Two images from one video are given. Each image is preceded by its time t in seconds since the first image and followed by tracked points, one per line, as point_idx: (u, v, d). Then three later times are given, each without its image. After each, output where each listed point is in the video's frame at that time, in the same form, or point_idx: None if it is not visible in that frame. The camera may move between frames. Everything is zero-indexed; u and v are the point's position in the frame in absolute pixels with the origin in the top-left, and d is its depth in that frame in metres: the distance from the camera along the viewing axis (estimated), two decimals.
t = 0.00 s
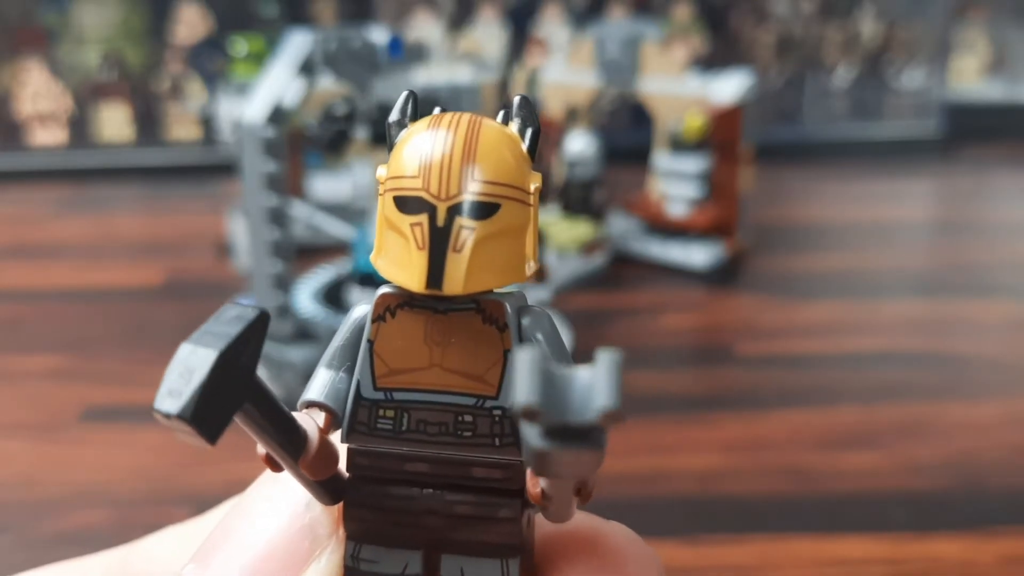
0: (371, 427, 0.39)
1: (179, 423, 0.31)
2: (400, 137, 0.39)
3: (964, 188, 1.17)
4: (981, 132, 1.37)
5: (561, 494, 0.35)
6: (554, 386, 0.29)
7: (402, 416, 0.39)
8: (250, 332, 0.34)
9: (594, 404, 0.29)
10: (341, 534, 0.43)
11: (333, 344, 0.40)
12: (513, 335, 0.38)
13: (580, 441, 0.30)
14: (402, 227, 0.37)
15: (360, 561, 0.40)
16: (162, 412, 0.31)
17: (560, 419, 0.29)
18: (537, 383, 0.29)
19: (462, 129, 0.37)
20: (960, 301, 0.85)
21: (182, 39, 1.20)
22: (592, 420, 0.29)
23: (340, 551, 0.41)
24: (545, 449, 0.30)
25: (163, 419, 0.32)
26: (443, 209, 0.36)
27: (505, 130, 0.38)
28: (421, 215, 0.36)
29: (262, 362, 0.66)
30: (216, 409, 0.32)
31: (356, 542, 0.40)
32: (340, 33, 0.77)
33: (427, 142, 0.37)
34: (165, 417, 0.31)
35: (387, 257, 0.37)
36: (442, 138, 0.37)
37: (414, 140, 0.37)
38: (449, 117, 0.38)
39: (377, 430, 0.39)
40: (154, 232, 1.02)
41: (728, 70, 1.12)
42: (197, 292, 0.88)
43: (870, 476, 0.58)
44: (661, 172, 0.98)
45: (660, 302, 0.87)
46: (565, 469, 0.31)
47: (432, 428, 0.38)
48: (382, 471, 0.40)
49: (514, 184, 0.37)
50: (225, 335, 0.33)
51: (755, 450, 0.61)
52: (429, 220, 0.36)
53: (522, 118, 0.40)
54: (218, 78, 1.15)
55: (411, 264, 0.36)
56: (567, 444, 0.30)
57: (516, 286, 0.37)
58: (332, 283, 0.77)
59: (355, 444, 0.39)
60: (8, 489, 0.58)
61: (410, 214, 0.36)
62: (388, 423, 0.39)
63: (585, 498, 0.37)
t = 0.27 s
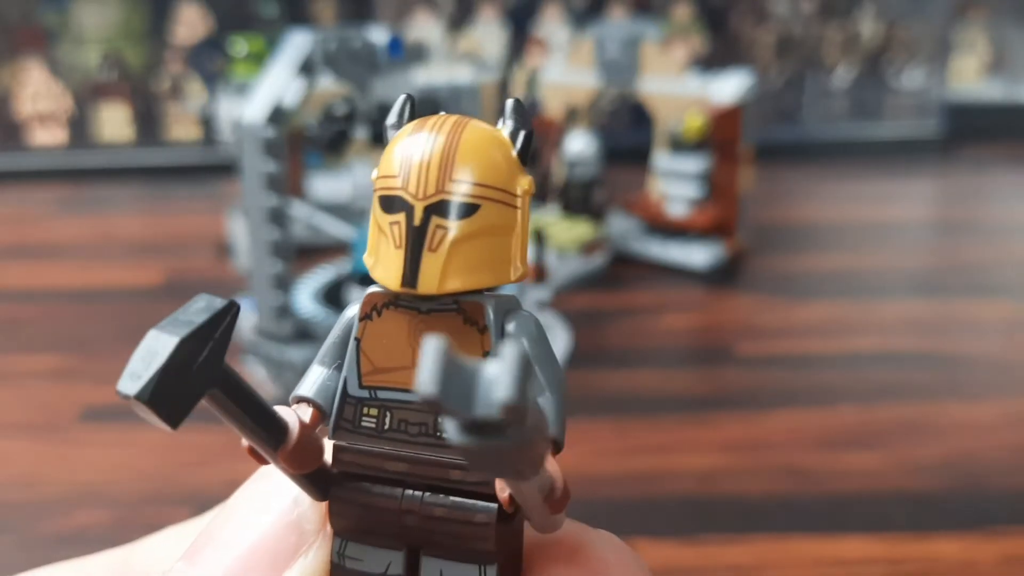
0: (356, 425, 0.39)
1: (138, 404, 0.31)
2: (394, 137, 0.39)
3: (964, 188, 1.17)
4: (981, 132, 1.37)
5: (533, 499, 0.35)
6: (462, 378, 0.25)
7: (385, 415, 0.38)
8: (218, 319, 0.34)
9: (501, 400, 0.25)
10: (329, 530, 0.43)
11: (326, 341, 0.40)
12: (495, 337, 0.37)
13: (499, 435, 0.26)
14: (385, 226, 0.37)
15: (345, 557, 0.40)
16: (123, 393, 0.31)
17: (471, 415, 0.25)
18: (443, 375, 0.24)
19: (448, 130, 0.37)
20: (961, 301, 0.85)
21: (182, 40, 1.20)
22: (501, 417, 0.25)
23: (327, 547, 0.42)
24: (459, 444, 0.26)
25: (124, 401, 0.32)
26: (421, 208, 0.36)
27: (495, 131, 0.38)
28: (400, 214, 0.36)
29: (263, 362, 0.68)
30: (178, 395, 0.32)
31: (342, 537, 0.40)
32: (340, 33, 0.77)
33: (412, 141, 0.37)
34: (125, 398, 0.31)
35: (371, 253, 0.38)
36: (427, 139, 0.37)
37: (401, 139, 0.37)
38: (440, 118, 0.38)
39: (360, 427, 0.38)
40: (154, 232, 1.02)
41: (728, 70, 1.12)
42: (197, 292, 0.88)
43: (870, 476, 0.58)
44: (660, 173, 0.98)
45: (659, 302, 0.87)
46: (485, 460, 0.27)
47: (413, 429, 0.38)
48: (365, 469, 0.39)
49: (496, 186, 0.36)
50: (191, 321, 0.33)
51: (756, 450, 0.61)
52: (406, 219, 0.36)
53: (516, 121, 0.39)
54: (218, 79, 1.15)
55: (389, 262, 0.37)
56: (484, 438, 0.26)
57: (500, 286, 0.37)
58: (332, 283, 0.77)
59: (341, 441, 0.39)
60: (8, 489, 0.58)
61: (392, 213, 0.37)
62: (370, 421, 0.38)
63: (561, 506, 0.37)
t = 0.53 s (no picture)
0: (371, 434, 0.39)
1: (172, 418, 0.31)
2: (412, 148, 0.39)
3: (964, 188, 1.17)
4: (981, 132, 1.37)
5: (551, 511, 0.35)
6: (521, 398, 0.29)
7: (401, 425, 0.39)
8: (247, 334, 0.34)
9: (560, 420, 0.28)
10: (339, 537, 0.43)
11: (339, 350, 0.40)
12: (512, 349, 0.37)
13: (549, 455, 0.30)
14: (407, 237, 0.37)
15: (356, 565, 0.40)
16: (155, 406, 0.31)
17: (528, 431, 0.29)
18: (505, 395, 0.28)
19: (470, 142, 0.37)
20: (960, 301, 0.85)
21: (182, 39, 1.20)
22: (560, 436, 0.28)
23: (337, 554, 0.42)
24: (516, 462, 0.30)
25: (155, 415, 0.31)
26: (446, 221, 0.36)
27: (514, 143, 0.38)
28: (424, 226, 0.36)
29: (262, 361, 0.68)
30: (209, 408, 0.32)
31: (353, 545, 0.40)
32: (340, 33, 0.77)
33: (434, 154, 0.37)
34: (157, 412, 0.31)
35: (392, 265, 0.38)
36: (450, 151, 0.36)
37: (421, 152, 0.37)
38: (460, 130, 0.38)
39: (376, 436, 0.39)
40: (155, 232, 1.02)
41: (727, 70, 1.12)
42: (197, 292, 0.88)
43: (870, 476, 0.58)
44: (660, 172, 0.98)
45: (659, 302, 0.87)
46: (534, 481, 0.31)
47: (430, 438, 0.38)
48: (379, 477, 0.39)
49: (521, 199, 0.36)
50: (222, 335, 0.33)
51: (756, 450, 0.61)
52: (432, 231, 0.36)
53: (534, 133, 0.40)
54: (218, 79, 1.15)
55: (414, 274, 0.37)
56: (540, 457, 0.30)
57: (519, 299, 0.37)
58: (332, 283, 0.77)
59: (356, 450, 0.39)
60: (9, 489, 0.58)
61: (415, 225, 0.36)
62: (387, 430, 0.39)
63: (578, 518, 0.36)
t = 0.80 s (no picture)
0: (386, 434, 0.39)
1: (217, 415, 0.31)
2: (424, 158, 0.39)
3: (964, 188, 1.17)
4: (981, 132, 1.37)
5: (572, 502, 0.36)
6: (584, 384, 0.29)
7: (417, 425, 0.38)
8: (285, 333, 0.34)
9: (624, 401, 0.29)
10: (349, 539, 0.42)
11: (352, 353, 0.40)
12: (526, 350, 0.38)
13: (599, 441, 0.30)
14: (425, 242, 0.36)
15: (368, 565, 0.39)
16: (198, 403, 0.31)
17: (590, 414, 0.29)
18: (571, 378, 0.29)
19: (485, 151, 0.37)
20: (960, 301, 0.85)
21: (182, 39, 1.20)
22: (621, 417, 0.29)
23: (349, 555, 0.41)
24: (570, 447, 0.30)
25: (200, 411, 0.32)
26: (466, 226, 0.36)
27: (526, 155, 0.39)
28: (445, 230, 0.36)
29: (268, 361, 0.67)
30: (254, 404, 0.32)
31: (364, 545, 0.40)
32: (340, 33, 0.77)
33: (450, 162, 0.37)
34: (202, 409, 0.31)
35: (406, 270, 0.37)
36: (466, 160, 0.37)
37: (437, 161, 0.37)
38: (472, 140, 0.38)
39: (390, 437, 0.39)
40: (155, 232, 1.02)
41: (727, 70, 1.12)
42: (197, 292, 0.88)
43: (870, 476, 0.58)
44: (661, 172, 0.97)
45: (659, 301, 0.87)
46: (582, 470, 0.31)
47: (446, 437, 0.38)
48: (392, 477, 0.40)
49: (536, 207, 0.37)
50: (262, 334, 0.33)
51: (756, 450, 0.61)
52: (452, 235, 0.36)
53: (542, 145, 0.40)
54: (218, 78, 1.15)
55: (433, 278, 0.36)
56: (592, 442, 0.30)
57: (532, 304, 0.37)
58: (332, 283, 0.77)
59: (371, 450, 0.39)
60: (9, 489, 0.58)
61: (434, 230, 0.36)
62: (401, 431, 0.38)
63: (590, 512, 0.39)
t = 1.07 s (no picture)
0: (402, 459, 0.38)
1: (280, 453, 0.30)
2: (431, 182, 0.38)
3: (964, 188, 1.17)
4: (981, 133, 1.37)
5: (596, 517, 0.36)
6: (670, 414, 0.29)
7: (433, 447, 0.38)
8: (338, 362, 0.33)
9: (702, 435, 0.29)
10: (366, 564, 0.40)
11: (359, 378, 0.38)
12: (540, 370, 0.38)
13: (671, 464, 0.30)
14: (445, 265, 0.36)
15: None
16: (260, 441, 0.30)
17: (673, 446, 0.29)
18: (660, 413, 0.29)
19: (497, 174, 0.36)
20: (960, 300, 0.85)
21: (182, 39, 1.20)
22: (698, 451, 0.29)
23: None
24: (645, 469, 0.30)
25: (261, 449, 0.30)
26: (488, 249, 0.35)
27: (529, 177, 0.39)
28: (467, 254, 0.35)
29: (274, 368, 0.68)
30: (309, 437, 0.31)
31: (378, 567, 0.39)
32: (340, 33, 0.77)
33: (464, 185, 0.36)
34: (264, 446, 0.30)
35: (424, 294, 0.36)
36: (480, 183, 0.36)
37: (448, 184, 0.36)
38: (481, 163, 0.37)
39: (408, 460, 0.38)
40: (155, 231, 1.02)
41: (728, 70, 1.12)
42: (197, 292, 0.88)
43: (870, 476, 0.58)
44: (660, 172, 0.97)
45: (659, 302, 0.87)
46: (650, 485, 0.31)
47: (463, 458, 0.38)
48: (408, 499, 0.39)
49: (549, 230, 0.37)
50: (314, 365, 0.32)
51: (756, 450, 0.61)
52: (475, 259, 0.35)
53: (546, 169, 0.40)
54: (218, 78, 1.15)
55: (454, 302, 0.35)
56: (667, 466, 0.30)
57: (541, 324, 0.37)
58: (332, 283, 0.77)
59: (384, 474, 0.38)
60: (9, 489, 0.58)
61: (454, 253, 0.35)
62: (418, 453, 0.38)
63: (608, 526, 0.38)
